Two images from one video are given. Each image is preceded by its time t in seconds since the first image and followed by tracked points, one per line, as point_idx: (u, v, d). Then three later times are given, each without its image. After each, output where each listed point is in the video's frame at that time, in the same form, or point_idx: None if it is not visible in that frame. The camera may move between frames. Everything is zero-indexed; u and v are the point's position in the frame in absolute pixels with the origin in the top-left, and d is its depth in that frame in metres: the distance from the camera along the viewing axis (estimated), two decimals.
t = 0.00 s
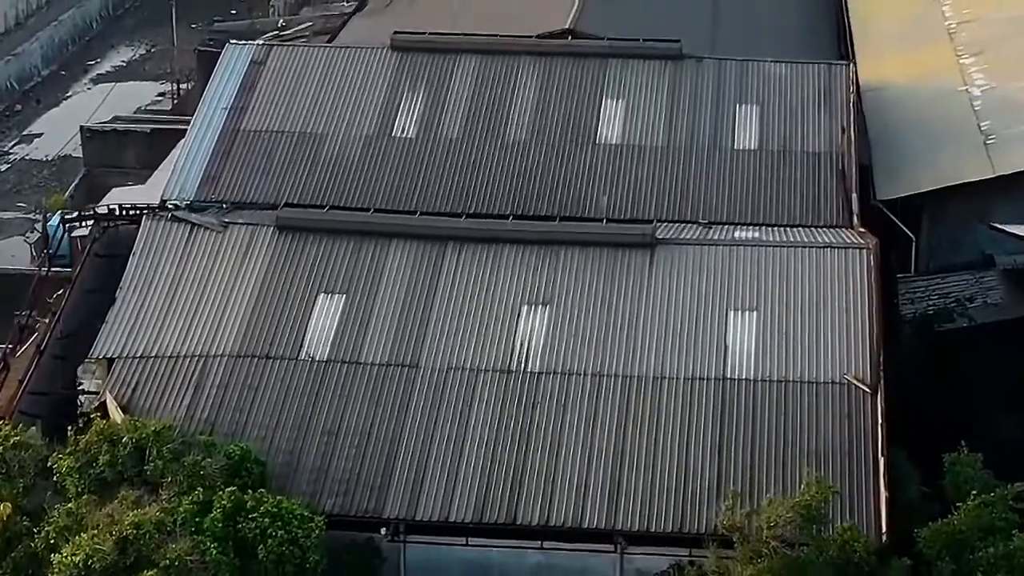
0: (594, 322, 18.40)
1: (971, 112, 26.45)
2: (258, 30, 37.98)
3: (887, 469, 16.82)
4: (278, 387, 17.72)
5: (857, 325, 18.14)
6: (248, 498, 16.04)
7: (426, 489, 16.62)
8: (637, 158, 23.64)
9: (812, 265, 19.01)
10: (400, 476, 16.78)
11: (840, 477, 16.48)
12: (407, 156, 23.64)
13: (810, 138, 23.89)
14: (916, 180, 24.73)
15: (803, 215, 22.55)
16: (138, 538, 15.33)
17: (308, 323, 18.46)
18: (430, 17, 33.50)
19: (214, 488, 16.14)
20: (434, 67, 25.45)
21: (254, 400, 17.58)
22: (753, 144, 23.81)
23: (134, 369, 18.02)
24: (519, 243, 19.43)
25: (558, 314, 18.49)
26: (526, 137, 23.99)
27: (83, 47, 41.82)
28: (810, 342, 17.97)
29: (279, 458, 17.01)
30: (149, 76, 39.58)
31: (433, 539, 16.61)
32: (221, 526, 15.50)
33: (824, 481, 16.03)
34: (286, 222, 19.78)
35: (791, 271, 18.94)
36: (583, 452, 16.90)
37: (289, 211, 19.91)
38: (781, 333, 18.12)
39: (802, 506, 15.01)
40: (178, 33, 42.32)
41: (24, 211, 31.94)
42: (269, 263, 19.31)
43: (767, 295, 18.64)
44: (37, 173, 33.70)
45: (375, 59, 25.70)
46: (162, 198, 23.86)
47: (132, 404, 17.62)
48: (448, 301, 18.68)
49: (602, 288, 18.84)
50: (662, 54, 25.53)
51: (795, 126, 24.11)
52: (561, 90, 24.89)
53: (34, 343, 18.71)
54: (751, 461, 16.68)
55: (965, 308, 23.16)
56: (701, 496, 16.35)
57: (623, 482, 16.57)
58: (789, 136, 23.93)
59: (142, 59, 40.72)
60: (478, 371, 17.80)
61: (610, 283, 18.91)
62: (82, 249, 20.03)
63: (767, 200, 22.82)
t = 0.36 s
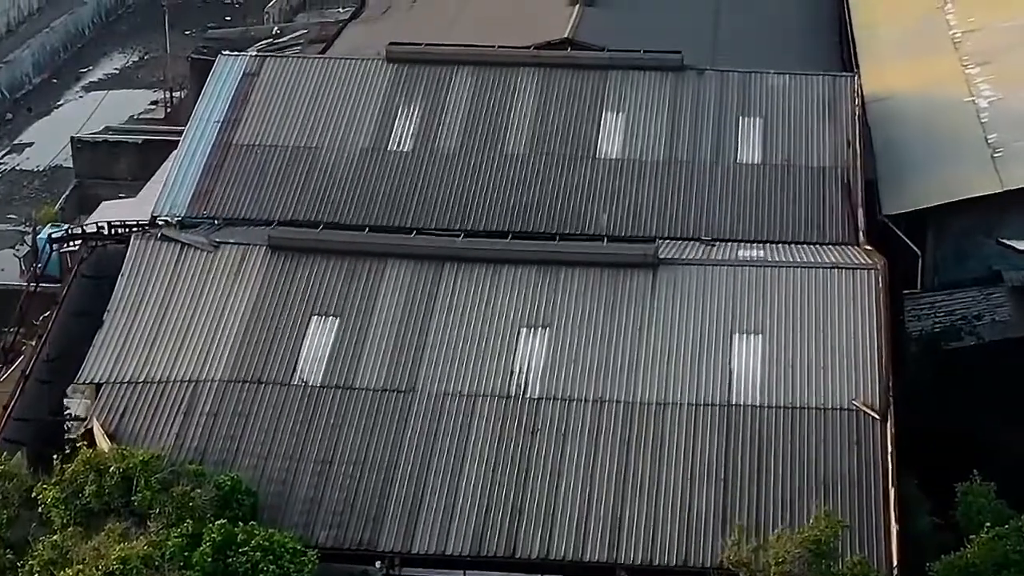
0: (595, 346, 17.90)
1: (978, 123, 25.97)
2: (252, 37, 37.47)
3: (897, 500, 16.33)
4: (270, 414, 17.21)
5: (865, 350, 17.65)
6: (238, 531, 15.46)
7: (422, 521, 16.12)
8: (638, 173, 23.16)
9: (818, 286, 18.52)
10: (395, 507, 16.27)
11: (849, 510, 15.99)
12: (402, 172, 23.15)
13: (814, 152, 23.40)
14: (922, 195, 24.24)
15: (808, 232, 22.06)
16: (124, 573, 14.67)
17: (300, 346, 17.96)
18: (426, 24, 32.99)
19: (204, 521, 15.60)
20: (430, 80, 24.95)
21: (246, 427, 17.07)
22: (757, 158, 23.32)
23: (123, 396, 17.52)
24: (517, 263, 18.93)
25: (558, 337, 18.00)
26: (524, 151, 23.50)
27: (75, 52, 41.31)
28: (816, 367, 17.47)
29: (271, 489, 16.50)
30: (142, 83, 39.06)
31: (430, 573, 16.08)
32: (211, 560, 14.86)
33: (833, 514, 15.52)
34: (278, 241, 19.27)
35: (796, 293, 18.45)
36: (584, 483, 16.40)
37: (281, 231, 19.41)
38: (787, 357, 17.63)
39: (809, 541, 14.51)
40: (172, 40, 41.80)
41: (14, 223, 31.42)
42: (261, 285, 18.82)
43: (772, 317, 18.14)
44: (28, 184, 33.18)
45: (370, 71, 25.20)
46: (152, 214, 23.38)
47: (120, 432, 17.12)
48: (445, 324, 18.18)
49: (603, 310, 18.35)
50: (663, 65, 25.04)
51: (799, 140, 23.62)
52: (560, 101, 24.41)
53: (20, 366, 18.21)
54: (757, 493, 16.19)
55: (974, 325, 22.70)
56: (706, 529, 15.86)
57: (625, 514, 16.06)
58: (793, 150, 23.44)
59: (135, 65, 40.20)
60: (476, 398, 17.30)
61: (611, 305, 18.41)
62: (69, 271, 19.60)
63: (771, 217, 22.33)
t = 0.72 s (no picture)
0: (596, 369, 17.46)
1: (984, 134, 25.53)
2: (246, 44, 37.02)
3: (907, 529, 15.88)
4: (263, 439, 16.76)
5: (873, 372, 17.20)
6: (230, 562, 14.88)
7: (419, 549, 15.66)
8: (638, 187, 22.72)
9: (825, 306, 18.08)
10: (391, 535, 15.81)
11: (857, 540, 15.54)
12: (399, 187, 22.70)
13: (818, 165, 22.96)
14: (928, 209, 23.81)
15: (813, 248, 21.62)
16: None
17: (294, 370, 17.51)
18: (422, 31, 32.54)
19: (193, 553, 15.10)
20: (426, 91, 24.51)
21: (237, 453, 16.61)
22: (760, 171, 22.88)
23: (111, 421, 17.08)
24: (516, 282, 18.49)
25: (558, 359, 17.56)
26: (523, 164, 23.07)
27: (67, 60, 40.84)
28: (823, 390, 17.04)
29: (263, 517, 16.04)
30: (135, 91, 38.60)
31: None
32: None
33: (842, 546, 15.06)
34: (270, 261, 18.82)
35: (801, 313, 18.01)
36: (585, 510, 15.95)
37: (274, 249, 18.94)
38: (793, 380, 17.19)
39: None
40: (165, 47, 41.33)
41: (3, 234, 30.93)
42: (253, 305, 18.36)
43: (777, 339, 17.70)
44: (18, 194, 32.70)
45: (366, 82, 24.76)
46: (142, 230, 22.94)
47: (108, 459, 16.67)
48: (442, 346, 17.74)
49: (603, 332, 17.90)
50: (664, 75, 24.60)
51: (803, 153, 23.18)
52: (559, 112, 23.98)
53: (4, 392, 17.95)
54: (763, 522, 15.72)
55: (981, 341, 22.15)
56: (710, 561, 15.40)
57: (628, 543, 15.60)
58: (797, 164, 23.00)
59: (128, 73, 39.72)
60: (473, 422, 16.86)
61: (612, 326, 17.97)
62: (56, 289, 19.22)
63: (774, 232, 21.89)
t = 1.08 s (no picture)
0: (597, 395, 16.96)
1: (991, 147, 25.04)
2: (240, 52, 36.51)
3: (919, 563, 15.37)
4: (253, 468, 16.25)
5: (882, 400, 16.72)
6: None
7: None
8: (639, 203, 22.22)
9: (832, 329, 17.59)
10: (386, 568, 15.30)
11: None
12: (394, 204, 22.21)
13: (823, 181, 22.48)
14: (935, 224, 23.33)
15: (818, 266, 21.14)
16: None
17: (286, 397, 17.01)
18: (419, 39, 32.02)
19: None
20: (422, 105, 24.02)
21: (228, 483, 16.10)
22: (763, 187, 22.39)
23: (98, 449, 16.58)
24: (515, 304, 17.99)
25: (558, 385, 17.06)
26: (521, 180, 22.58)
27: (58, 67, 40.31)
28: (832, 417, 16.55)
29: (254, 550, 15.53)
30: (127, 98, 38.07)
31: None
32: None
33: None
34: (262, 282, 18.30)
35: (808, 337, 17.52)
36: (586, 543, 15.45)
37: (266, 269, 18.43)
38: (799, 407, 16.70)
39: None
40: (159, 54, 40.81)
41: None
42: (244, 327, 17.87)
43: (784, 364, 17.21)
44: (8, 204, 32.15)
45: (361, 96, 24.27)
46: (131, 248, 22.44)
47: (94, 489, 16.17)
48: (439, 372, 17.24)
49: (605, 356, 17.41)
50: (665, 88, 24.10)
51: (807, 168, 22.69)
52: (559, 126, 23.49)
53: None
54: (771, 556, 15.21)
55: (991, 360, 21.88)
56: None
57: None
58: (801, 179, 22.51)
59: (120, 80, 39.18)
60: (471, 450, 16.36)
61: (613, 350, 17.47)
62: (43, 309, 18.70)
63: (779, 249, 21.41)
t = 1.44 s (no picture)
0: (599, 422, 16.46)
1: (999, 160, 24.54)
2: (233, 61, 35.99)
3: None
4: (244, 498, 15.74)
5: (892, 427, 16.24)
6: None
7: None
8: (641, 219, 21.72)
9: (841, 353, 17.09)
10: None
11: None
12: (389, 221, 21.73)
13: (827, 196, 22.00)
14: (943, 240, 22.84)
15: (823, 284, 20.65)
16: None
17: (277, 424, 16.50)
18: (415, 47, 31.51)
19: None
20: (418, 118, 23.53)
21: (218, 514, 15.59)
22: (766, 202, 21.91)
23: (84, 477, 16.07)
24: (514, 327, 17.48)
25: (559, 411, 16.56)
26: (520, 195, 22.09)
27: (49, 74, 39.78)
28: (840, 445, 16.05)
29: None
30: (118, 106, 37.54)
31: None
32: None
33: None
34: (254, 303, 17.80)
35: (815, 361, 17.02)
36: None
37: (258, 291, 17.93)
38: (807, 434, 16.20)
39: None
40: (151, 62, 40.28)
41: None
42: (235, 351, 17.38)
43: (791, 390, 16.71)
44: None
45: (356, 108, 23.80)
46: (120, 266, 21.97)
47: (80, 520, 15.68)
48: (435, 398, 16.74)
49: (607, 381, 16.90)
50: (666, 100, 23.60)
51: (811, 183, 22.21)
52: (558, 140, 23.00)
53: None
54: None
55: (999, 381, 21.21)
56: None
57: None
58: (805, 195, 22.03)
59: (112, 88, 38.63)
60: (469, 480, 15.84)
61: (615, 376, 16.96)
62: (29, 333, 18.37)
63: (783, 266, 20.92)
